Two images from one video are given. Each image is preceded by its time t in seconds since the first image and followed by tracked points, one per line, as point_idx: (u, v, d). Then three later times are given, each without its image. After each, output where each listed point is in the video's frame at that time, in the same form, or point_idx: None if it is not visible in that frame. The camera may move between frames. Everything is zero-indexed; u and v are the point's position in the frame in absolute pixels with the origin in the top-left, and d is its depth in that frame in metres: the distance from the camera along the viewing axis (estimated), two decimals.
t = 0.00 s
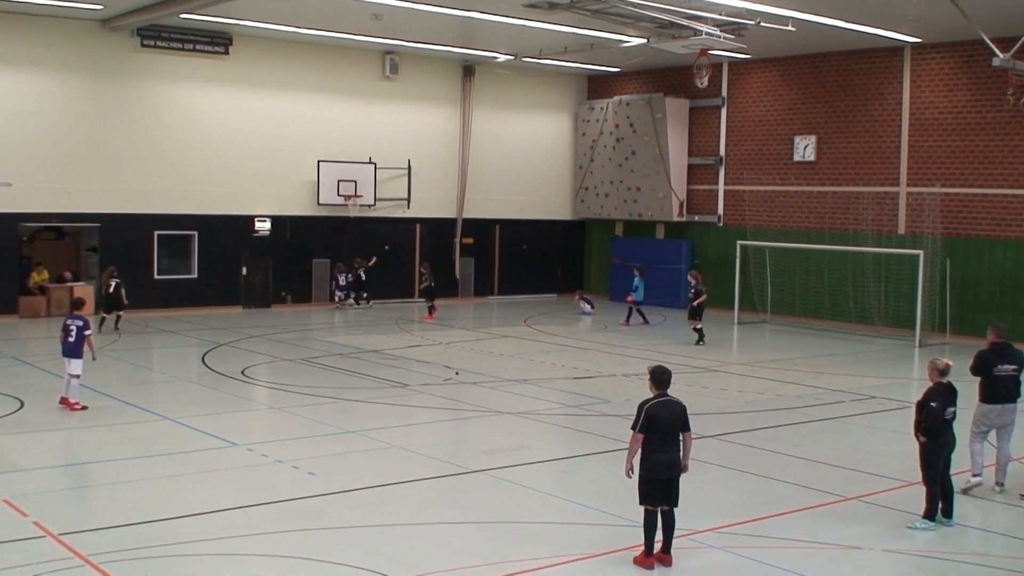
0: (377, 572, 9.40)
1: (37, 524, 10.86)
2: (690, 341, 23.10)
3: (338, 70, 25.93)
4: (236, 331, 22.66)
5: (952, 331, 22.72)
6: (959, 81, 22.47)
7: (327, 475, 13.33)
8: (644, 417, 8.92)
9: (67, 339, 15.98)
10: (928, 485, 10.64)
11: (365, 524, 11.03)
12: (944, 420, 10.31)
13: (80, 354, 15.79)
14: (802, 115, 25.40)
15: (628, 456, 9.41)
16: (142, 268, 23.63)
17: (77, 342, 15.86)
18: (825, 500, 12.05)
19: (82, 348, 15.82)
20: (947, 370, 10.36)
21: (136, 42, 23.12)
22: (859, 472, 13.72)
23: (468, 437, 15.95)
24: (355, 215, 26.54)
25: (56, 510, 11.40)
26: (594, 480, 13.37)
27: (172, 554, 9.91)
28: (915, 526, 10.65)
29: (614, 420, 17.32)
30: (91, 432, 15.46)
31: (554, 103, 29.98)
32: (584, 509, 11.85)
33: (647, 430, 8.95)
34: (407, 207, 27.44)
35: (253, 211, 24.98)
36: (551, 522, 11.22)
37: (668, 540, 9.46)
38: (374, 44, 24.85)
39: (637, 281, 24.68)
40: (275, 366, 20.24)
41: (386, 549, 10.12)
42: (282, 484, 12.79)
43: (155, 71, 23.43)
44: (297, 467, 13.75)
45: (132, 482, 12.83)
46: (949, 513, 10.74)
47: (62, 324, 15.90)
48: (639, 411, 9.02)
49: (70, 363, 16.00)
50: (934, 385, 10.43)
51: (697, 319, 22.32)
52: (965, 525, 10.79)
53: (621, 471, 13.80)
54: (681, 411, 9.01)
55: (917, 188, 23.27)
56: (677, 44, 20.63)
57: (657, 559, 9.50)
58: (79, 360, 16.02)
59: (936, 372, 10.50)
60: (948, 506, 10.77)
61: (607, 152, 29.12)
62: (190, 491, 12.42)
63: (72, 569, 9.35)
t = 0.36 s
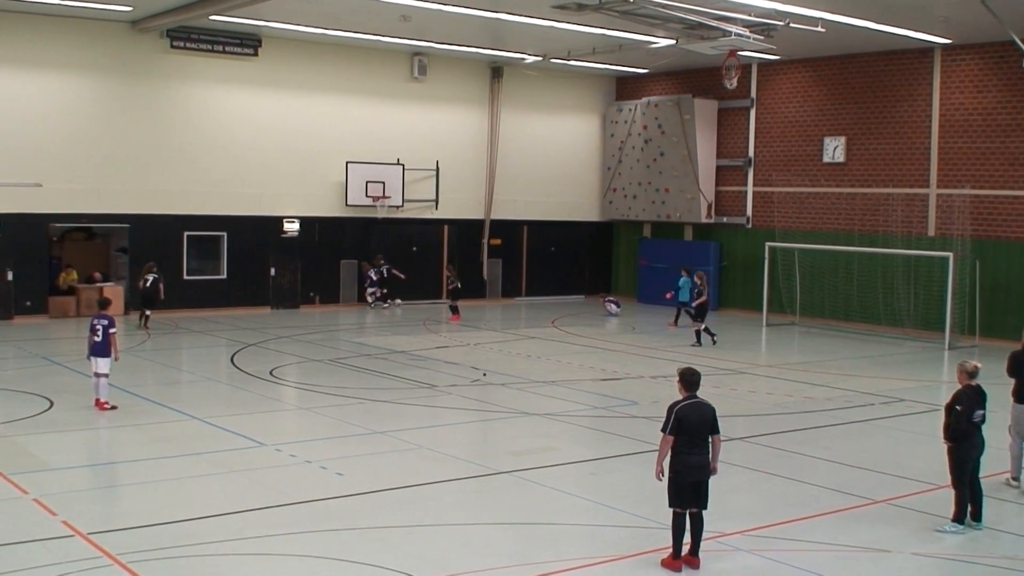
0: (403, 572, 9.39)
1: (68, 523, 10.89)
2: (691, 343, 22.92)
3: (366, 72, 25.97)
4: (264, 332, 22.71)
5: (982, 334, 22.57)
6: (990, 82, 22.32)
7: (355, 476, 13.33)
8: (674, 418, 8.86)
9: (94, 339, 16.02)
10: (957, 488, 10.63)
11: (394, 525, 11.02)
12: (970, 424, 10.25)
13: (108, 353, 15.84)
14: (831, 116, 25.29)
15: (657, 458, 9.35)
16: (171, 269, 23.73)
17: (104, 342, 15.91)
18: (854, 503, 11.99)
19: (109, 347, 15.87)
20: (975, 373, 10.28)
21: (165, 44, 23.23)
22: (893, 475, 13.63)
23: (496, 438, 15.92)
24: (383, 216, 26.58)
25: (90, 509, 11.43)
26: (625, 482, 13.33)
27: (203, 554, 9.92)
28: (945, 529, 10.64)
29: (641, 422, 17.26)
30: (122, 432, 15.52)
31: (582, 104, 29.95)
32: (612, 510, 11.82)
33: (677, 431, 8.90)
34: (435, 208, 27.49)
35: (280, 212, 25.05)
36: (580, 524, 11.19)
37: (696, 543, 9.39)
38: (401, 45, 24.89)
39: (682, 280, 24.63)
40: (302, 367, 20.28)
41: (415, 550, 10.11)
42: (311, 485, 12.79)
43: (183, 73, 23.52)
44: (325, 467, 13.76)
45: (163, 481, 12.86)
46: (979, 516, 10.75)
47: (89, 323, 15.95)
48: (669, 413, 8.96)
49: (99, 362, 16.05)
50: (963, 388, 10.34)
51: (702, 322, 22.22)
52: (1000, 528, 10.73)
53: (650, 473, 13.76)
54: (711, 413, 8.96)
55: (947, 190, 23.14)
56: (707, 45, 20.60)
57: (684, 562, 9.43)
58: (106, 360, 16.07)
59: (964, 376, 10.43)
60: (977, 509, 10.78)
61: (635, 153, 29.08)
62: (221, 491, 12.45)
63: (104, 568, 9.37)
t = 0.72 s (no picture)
0: (421, 572, 9.38)
1: (87, 522, 10.92)
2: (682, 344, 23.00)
3: (384, 72, 25.99)
4: (282, 332, 22.73)
5: (1000, 335, 22.53)
6: (1010, 83, 22.24)
7: (373, 476, 13.33)
8: (693, 420, 8.81)
9: (110, 338, 16.01)
10: (975, 490, 10.59)
11: (411, 525, 11.02)
12: (989, 426, 10.18)
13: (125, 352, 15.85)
14: (850, 116, 25.22)
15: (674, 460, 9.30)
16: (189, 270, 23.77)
17: (120, 341, 15.90)
18: (872, 504, 11.96)
19: (126, 346, 15.87)
20: (995, 375, 10.18)
21: (184, 44, 23.27)
22: (914, 476, 13.58)
23: (515, 439, 15.91)
24: (401, 216, 26.60)
25: (113, 509, 11.47)
26: (645, 483, 13.30)
27: (221, 553, 9.93)
28: (963, 531, 10.60)
29: (659, 423, 17.23)
30: (142, 432, 15.55)
31: (600, 104, 29.93)
32: (630, 511, 11.79)
33: (695, 433, 8.84)
34: (453, 209, 27.52)
35: (298, 212, 25.09)
36: (598, 524, 11.17)
37: (714, 543, 9.40)
38: (419, 45, 24.90)
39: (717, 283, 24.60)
40: (320, 367, 20.30)
41: (432, 550, 10.11)
42: (330, 485, 12.79)
43: (201, 73, 23.55)
44: (343, 468, 13.76)
45: (184, 481, 12.89)
46: (997, 518, 10.71)
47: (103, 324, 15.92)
48: (688, 415, 8.88)
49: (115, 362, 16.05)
50: (982, 390, 10.26)
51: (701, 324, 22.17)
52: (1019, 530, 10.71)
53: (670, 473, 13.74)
54: (730, 415, 8.90)
55: (966, 191, 23.08)
56: (725, 46, 20.63)
57: (702, 562, 9.44)
58: (123, 359, 16.06)
59: (984, 377, 10.34)
60: (996, 510, 10.75)
61: (653, 153, 29.07)
62: (239, 491, 12.47)
63: (124, 567, 9.39)
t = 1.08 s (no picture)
0: (427, 573, 9.36)
1: (91, 521, 10.91)
2: (670, 344, 23.07)
3: (391, 72, 25.99)
4: (288, 331, 22.72)
5: (1006, 338, 22.51)
6: (1017, 85, 22.21)
7: (378, 475, 13.32)
8: (699, 421, 8.77)
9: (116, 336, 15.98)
10: (981, 493, 10.56)
11: (414, 525, 11.00)
12: (996, 430, 10.14)
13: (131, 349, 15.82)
14: (857, 118, 25.20)
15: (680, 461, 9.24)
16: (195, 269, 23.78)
17: (126, 338, 15.86)
18: (877, 506, 11.93)
19: (132, 344, 15.84)
20: (1002, 378, 10.13)
21: (191, 43, 23.27)
22: (920, 479, 13.55)
23: (520, 439, 15.88)
24: (407, 216, 26.60)
25: (119, 507, 11.46)
26: (650, 484, 13.26)
27: (223, 552, 9.91)
28: (968, 534, 10.57)
29: (664, 424, 17.20)
30: (147, 430, 15.55)
31: (606, 105, 29.92)
32: (634, 512, 11.76)
33: (701, 434, 8.79)
34: (460, 209, 27.51)
35: (304, 211, 25.10)
36: (602, 526, 11.14)
37: (719, 544, 9.34)
38: (426, 45, 24.90)
39: (744, 285, 24.23)
40: (325, 366, 20.29)
41: (435, 550, 10.08)
42: (334, 484, 12.77)
43: (208, 72, 23.55)
44: (348, 467, 13.75)
45: (190, 480, 12.88)
46: (1003, 520, 10.67)
47: (111, 322, 15.95)
48: (694, 415, 8.85)
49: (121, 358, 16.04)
50: (989, 393, 10.21)
51: (687, 322, 22.15)
52: None
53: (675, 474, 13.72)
54: (737, 416, 8.86)
55: (973, 193, 23.04)
56: (732, 48, 20.63)
57: (707, 564, 9.37)
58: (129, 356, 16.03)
59: (991, 380, 10.28)
60: (1002, 513, 10.71)
61: (660, 154, 29.05)
62: (244, 490, 12.46)
63: (128, 565, 9.37)
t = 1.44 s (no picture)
0: (428, 572, 9.37)
1: (94, 521, 10.92)
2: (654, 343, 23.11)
3: (393, 72, 26.00)
4: (291, 332, 22.74)
5: (1009, 338, 22.49)
6: (1020, 85, 22.18)
7: (380, 475, 13.33)
8: (698, 421, 8.74)
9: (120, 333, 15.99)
10: (985, 493, 10.53)
11: (416, 525, 11.00)
12: (1000, 430, 10.12)
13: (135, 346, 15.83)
14: (860, 118, 25.17)
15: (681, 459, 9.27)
16: (198, 270, 23.81)
17: (129, 335, 15.87)
18: (880, 507, 11.91)
19: (135, 341, 15.84)
20: (1007, 378, 10.11)
21: (194, 44, 23.30)
22: (922, 479, 13.52)
23: (522, 439, 15.89)
24: (410, 217, 26.61)
25: (121, 507, 11.48)
26: (652, 484, 13.26)
27: (224, 552, 9.91)
28: (972, 534, 10.55)
29: (666, 424, 17.20)
30: (149, 430, 15.57)
31: (609, 105, 29.91)
32: (636, 513, 11.76)
33: (701, 434, 8.78)
34: (462, 209, 27.52)
35: (308, 211, 25.13)
36: (603, 526, 11.13)
37: (722, 545, 9.36)
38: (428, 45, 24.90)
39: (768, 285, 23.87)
40: (328, 367, 20.30)
41: (436, 550, 10.08)
42: (336, 485, 12.78)
43: (211, 73, 23.57)
44: (350, 467, 13.76)
45: (192, 479, 12.90)
46: (1006, 521, 10.66)
47: (114, 319, 15.93)
48: (693, 415, 8.81)
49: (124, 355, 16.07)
50: (993, 393, 10.20)
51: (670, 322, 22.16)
52: None
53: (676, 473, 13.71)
54: (738, 415, 8.81)
55: (975, 194, 23.01)
56: (734, 48, 20.65)
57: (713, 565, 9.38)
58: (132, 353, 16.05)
59: (996, 380, 10.26)
60: (1005, 514, 10.70)
61: (662, 154, 29.04)
62: (246, 490, 12.47)
63: (130, 565, 9.38)
